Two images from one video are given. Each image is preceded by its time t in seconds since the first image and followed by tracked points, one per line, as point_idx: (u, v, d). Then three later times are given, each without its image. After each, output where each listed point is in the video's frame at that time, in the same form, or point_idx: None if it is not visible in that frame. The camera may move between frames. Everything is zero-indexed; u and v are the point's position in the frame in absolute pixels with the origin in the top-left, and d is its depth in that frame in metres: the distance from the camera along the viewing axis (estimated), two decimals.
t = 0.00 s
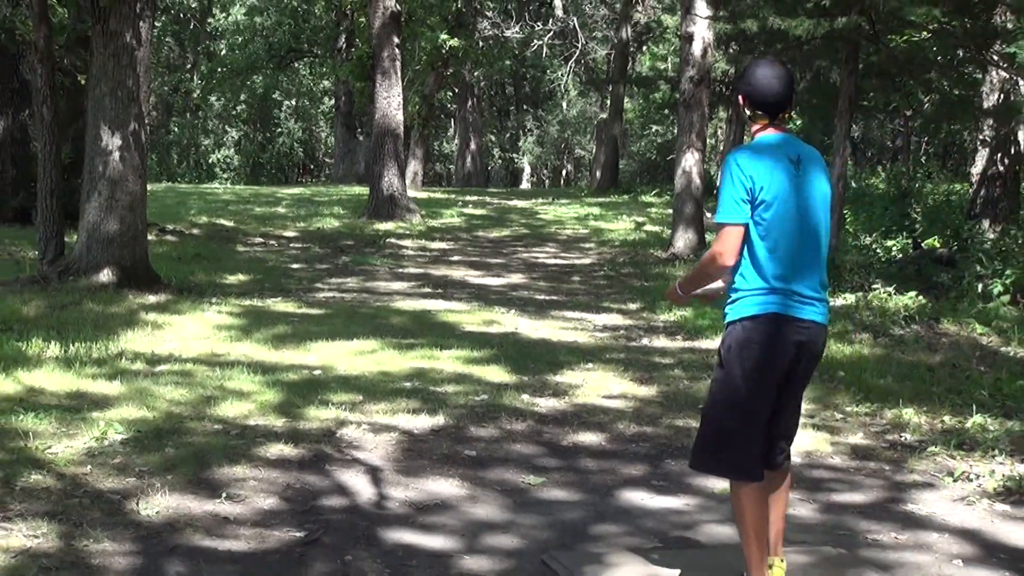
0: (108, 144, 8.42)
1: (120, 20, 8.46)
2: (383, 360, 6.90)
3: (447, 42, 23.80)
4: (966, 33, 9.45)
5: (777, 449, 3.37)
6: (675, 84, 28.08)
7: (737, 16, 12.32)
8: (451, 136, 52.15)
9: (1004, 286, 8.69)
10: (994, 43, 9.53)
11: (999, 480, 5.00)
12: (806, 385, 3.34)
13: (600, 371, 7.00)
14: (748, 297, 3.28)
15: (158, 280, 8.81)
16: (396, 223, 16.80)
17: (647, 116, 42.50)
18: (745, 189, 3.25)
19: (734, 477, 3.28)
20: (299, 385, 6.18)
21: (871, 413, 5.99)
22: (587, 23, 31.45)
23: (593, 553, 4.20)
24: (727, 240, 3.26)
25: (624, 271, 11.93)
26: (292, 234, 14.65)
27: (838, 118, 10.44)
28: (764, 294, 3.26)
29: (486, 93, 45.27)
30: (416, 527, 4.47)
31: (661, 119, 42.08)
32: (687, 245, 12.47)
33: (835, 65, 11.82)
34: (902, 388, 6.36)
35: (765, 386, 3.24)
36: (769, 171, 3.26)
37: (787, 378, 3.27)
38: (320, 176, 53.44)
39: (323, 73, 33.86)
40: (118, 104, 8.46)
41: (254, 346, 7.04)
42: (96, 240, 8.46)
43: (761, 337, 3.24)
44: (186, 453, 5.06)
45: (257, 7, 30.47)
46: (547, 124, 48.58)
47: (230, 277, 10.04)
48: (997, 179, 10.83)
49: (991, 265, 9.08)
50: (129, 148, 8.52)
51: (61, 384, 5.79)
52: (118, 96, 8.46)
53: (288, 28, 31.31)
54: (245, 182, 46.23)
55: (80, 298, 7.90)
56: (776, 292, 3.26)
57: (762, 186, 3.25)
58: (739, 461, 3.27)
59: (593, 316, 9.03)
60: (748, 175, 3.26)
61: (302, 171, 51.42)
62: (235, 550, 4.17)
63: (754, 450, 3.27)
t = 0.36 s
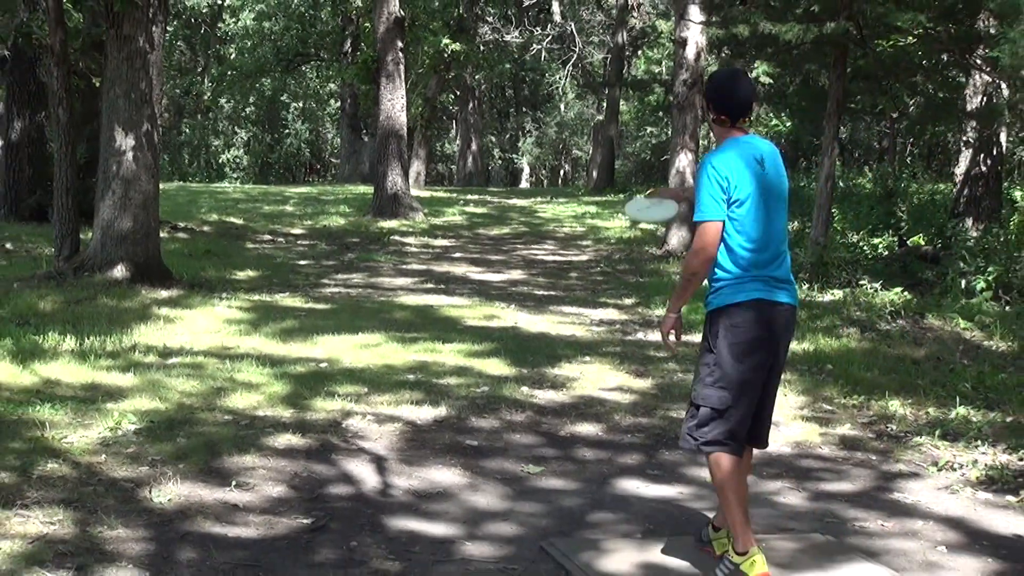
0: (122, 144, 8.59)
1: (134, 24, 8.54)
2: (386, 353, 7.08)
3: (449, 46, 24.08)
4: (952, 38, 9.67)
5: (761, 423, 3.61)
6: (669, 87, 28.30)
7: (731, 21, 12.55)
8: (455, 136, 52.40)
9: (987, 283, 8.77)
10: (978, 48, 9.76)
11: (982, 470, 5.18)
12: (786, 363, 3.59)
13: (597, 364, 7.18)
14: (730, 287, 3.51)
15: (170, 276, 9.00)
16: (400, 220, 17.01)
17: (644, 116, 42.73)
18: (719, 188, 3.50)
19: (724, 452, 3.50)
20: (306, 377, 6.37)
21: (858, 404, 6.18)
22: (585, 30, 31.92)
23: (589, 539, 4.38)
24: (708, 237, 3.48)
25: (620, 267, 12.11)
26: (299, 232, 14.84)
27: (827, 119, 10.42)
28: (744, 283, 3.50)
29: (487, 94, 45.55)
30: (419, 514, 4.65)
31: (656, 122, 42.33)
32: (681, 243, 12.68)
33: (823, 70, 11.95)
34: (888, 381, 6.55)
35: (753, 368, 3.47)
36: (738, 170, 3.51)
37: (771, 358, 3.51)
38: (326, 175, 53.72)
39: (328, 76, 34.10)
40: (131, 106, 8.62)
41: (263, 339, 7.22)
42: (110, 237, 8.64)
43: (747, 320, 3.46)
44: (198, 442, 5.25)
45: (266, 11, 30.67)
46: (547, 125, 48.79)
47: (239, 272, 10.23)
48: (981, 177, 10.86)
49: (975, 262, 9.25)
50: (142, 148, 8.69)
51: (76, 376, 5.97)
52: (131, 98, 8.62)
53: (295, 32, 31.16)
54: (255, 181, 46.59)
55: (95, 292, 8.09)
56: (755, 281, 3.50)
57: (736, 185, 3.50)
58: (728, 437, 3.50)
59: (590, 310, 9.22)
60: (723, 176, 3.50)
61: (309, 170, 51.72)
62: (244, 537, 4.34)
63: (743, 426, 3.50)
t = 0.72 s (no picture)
0: (133, 144, 8.72)
1: (145, 28, 8.68)
2: (390, 347, 7.24)
3: (450, 49, 24.32)
4: (939, 40, 10.00)
5: (750, 402, 3.78)
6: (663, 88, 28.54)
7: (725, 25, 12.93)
8: (457, 136, 52.63)
9: (973, 278, 8.96)
10: (964, 49, 10.05)
11: (969, 460, 5.34)
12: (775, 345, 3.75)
13: (595, 358, 7.34)
14: (720, 273, 3.68)
15: (179, 272, 9.15)
16: (403, 218, 17.17)
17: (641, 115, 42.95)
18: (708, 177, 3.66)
19: (714, 429, 3.68)
20: (313, 371, 6.52)
21: (849, 396, 6.34)
22: (582, 33, 32.25)
23: (588, 527, 4.52)
24: (701, 224, 3.65)
25: (617, 264, 12.27)
26: (305, 229, 15.00)
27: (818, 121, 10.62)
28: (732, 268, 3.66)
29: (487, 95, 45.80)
30: (423, 504, 4.80)
31: (653, 123, 42.61)
32: (675, 240, 12.83)
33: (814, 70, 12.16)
34: (877, 373, 6.71)
35: (740, 347, 3.65)
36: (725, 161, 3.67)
37: (757, 338, 3.68)
38: (331, 175, 54.04)
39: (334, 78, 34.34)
40: (141, 107, 8.75)
41: (270, 333, 7.38)
42: (122, 235, 8.78)
43: (731, 303, 3.64)
44: (206, 434, 5.40)
45: (273, 15, 30.96)
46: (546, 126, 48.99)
47: (247, 269, 10.38)
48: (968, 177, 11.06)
49: (961, 258, 9.44)
50: (152, 148, 8.82)
51: (89, 370, 6.13)
52: (141, 100, 8.75)
53: (301, 35, 31.25)
54: (263, 181, 46.94)
55: (107, 288, 8.24)
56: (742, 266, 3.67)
57: (723, 175, 3.67)
58: (715, 414, 3.68)
59: (588, 305, 9.38)
60: (712, 166, 3.66)
61: (314, 170, 51.98)
62: (253, 525, 4.48)
63: (731, 404, 3.68)
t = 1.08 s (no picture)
0: (148, 145, 8.89)
1: (159, 33, 8.85)
2: (396, 341, 7.42)
3: (455, 53, 24.61)
4: (927, 44, 10.31)
5: (741, 393, 3.95)
6: (661, 90, 28.81)
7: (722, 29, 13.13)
8: (460, 136, 52.84)
9: (961, 273, 9.17)
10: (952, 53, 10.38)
11: (956, 450, 5.52)
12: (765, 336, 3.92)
13: (594, 351, 7.52)
14: (708, 267, 3.85)
15: (193, 269, 9.34)
16: (409, 216, 17.38)
17: (640, 116, 43.22)
18: (699, 175, 3.86)
19: (705, 419, 3.86)
20: (322, 364, 6.71)
21: (840, 388, 6.53)
22: (581, 38, 32.59)
23: (589, 516, 4.69)
24: (690, 218, 3.86)
25: (617, 260, 12.46)
26: (314, 227, 15.20)
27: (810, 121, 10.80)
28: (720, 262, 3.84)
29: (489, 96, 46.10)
30: (428, 493, 4.98)
31: (650, 125, 42.90)
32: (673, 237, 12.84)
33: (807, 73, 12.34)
34: (868, 366, 6.89)
35: (729, 341, 3.82)
36: (717, 160, 3.87)
37: (746, 332, 3.85)
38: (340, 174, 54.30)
39: (343, 81, 34.60)
40: (156, 109, 8.92)
41: (280, 328, 7.56)
42: (137, 233, 8.95)
43: (720, 299, 3.82)
44: (220, 426, 5.58)
45: (284, 21, 31.50)
46: (547, 127, 49.27)
47: (259, 266, 10.56)
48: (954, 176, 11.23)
49: (949, 254, 9.65)
50: (167, 149, 8.99)
51: (105, 363, 6.31)
52: (156, 102, 8.92)
53: (311, 40, 31.67)
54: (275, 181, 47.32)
55: (123, 285, 8.43)
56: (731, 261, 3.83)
57: (713, 173, 3.86)
58: (709, 404, 3.85)
59: (588, 300, 9.56)
60: (703, 164, 3.86)
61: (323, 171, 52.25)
62: (264, 514, 4.66)
63: (722, 395, 3.85)
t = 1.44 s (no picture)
0: (161, 149, 9.09)
1: (171, 39, 9.02)
2: (403, 337, 7.61)
3: (457, 57, 24.85)
4: (914, 46, 10.43)
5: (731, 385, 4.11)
6: (660, 90, 29.01)
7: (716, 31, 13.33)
8: (462, 136, 53.00)
9: (949, 267, 9.42)
10: (937, 53, 10.45)
11: (944, 437, 5.71)
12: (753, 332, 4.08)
13: (595, 345, 7.70)
14: (697, 257, 4.06)
15: (205, 268, 9.53)
16: (413, 215, 17.55)
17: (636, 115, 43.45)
18: (695, 167, 4.05)
19: (695, 409, 4.01)
20: (331, 359, 6.90)
21: (832, 379, 6.72)
22: (580, 39, 32.83)
23: (590, 504, 4.88)
24: (680, 209, 4.08)
25: (617, 256, 12.65)
26: (322, 227, 15.38)
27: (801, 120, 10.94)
28: (708, 254, 4.03)
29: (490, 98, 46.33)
30: (434, 483, 5.16)
31: (648, 125, 43.13)
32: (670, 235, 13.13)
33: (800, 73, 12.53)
34: (859, 357, 7.08)
35: (716, 333, 3.98)
36: (714, 155, 4.05)
37: (734, 324, 4.01)
38: (347, 174, 54.45)
39: (350, 85, 34.77)
40: (169, 114, 9.10)
41: (290, 325, 7.74)
42: (152, 234, 9.15)
43: (708, 291, 3.99)
44: (232, 419, 5.77)
45: (292, 26, 31.82)
46: (547, 127, 49.50)
47: (269, 265, 10.74)
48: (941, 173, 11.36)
49: (937, 248, 9.83)
50: (179, 152, 9.19)
51: (121, 360, 6.50)
52: (168, 107, 9.10)
53: (318, 46, 32.01)
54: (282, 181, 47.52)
55: (136, 284, 8.62)
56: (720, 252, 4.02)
57: (707, 167, 4.05)
58: (698, 395, 4.01)
59: (587, 296, 9.75)
60: (699, 157, 4.05)
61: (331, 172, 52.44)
62: (276, 504, 4.84)
63: (710, 386, 4.00)
